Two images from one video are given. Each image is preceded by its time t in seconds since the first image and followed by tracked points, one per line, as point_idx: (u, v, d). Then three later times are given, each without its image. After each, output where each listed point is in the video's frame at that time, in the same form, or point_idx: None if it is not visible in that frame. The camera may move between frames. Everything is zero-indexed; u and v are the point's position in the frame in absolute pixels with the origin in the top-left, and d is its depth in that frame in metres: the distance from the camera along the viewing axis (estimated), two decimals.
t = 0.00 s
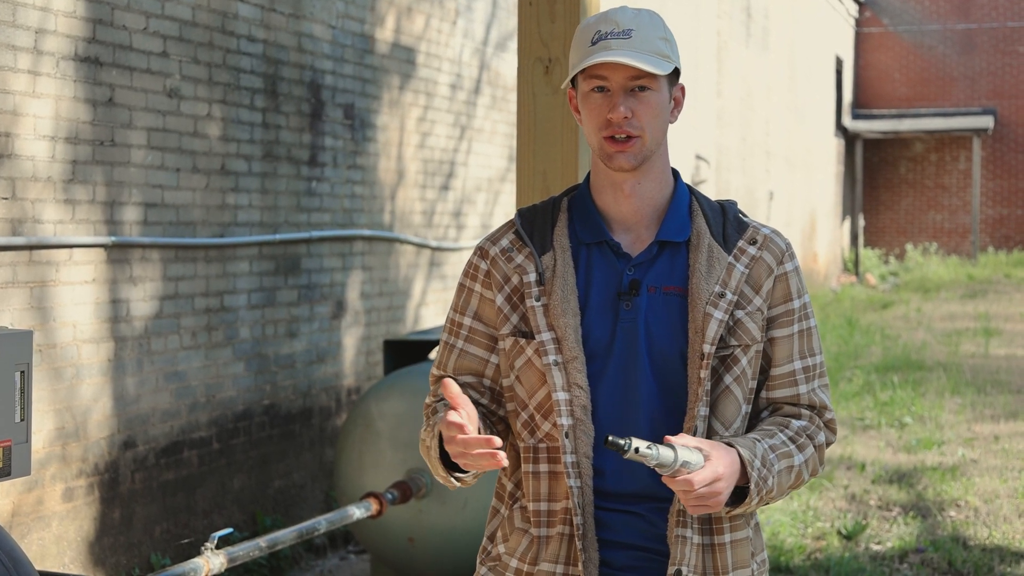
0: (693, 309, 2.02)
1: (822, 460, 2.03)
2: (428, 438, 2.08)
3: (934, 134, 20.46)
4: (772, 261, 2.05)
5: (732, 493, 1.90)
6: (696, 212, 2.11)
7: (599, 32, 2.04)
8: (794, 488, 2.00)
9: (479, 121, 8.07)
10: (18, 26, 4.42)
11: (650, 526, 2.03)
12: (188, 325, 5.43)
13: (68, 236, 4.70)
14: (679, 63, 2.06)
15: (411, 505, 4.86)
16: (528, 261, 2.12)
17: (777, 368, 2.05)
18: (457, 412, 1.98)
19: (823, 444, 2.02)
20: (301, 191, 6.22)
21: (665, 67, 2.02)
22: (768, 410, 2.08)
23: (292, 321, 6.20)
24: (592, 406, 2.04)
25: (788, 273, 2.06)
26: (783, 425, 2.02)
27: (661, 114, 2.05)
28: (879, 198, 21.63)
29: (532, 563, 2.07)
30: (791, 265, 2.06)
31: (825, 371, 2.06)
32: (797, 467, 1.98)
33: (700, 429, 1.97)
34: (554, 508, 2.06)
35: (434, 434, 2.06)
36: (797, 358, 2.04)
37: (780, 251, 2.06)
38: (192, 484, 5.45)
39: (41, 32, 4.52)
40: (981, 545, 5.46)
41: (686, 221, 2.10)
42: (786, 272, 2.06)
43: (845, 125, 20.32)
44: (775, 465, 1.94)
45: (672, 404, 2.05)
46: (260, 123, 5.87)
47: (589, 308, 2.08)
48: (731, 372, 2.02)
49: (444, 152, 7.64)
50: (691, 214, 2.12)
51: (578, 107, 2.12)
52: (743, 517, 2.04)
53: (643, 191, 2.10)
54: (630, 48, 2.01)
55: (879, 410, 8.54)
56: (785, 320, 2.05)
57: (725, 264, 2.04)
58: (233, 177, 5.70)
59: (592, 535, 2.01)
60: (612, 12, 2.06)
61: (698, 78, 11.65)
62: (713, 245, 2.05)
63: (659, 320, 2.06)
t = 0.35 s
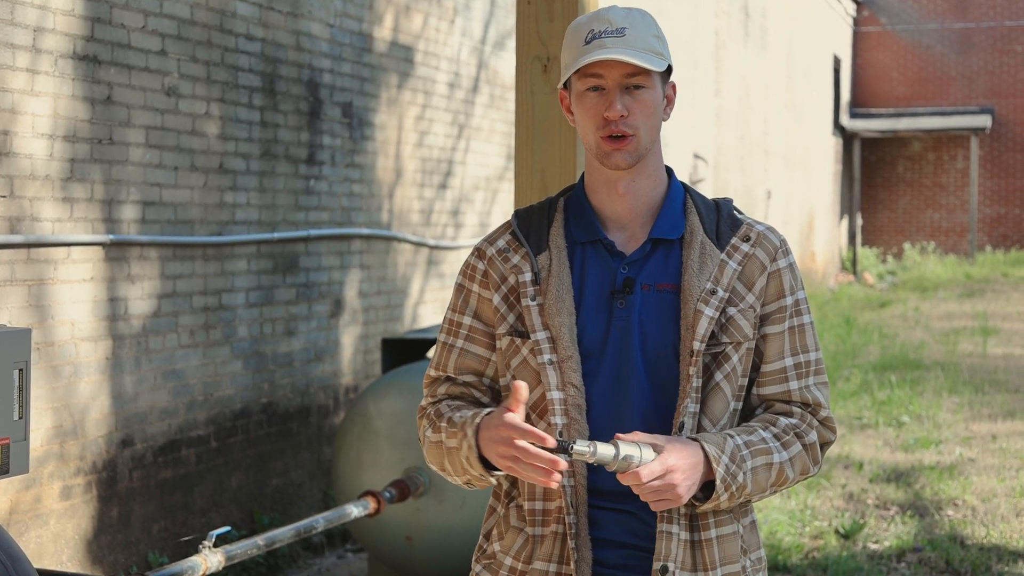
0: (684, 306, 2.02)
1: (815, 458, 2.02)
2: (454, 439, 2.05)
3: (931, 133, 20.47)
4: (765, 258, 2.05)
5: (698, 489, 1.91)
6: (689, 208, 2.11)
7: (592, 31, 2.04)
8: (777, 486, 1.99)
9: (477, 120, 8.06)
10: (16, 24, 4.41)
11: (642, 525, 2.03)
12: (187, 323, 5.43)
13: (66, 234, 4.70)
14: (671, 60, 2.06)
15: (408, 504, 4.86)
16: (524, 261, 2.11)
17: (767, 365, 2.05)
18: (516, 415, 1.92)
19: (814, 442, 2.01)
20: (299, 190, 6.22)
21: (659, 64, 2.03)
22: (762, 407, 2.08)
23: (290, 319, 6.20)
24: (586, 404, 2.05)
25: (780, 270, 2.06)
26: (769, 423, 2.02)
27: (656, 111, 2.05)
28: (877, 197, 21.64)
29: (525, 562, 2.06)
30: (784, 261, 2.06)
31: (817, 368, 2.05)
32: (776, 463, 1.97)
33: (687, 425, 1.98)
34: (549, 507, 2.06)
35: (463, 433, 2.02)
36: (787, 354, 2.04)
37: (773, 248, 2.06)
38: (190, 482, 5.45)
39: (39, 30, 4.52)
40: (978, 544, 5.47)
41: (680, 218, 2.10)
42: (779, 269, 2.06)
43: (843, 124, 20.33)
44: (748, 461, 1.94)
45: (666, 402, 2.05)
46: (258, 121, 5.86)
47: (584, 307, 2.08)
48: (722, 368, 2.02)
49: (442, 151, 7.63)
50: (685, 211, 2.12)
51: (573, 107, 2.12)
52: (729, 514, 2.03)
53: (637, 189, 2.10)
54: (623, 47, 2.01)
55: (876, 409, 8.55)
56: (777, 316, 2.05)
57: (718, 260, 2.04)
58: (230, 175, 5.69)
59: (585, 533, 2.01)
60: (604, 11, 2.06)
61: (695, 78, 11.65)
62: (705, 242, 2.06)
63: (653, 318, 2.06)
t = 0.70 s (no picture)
0: (691, 303, 2.02)
1: (820, 456, 2.03)
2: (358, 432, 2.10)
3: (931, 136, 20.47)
4: (770, 255, 2.06)
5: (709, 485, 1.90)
6: (693, 206, 2.12)
7: (605, 20, 2.06)
8: (784, 483, 1.99)
9: (478, 120, 8.07)
10: (18, 23, 4.41)
11: (644, 528, 2.02)
12: (187, 322, 5.43)
13: (66, 233, 4.70)
14: (682, 54, 2.08)
15: (408, 503, 4.86)
16: (524, 257, 2.12)
17: (773, 362, 2.06)
18: (311, 412, 1.95)
19: (820, 439, 2.02)
20: (299, 189, 6.22)
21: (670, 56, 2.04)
22: (766, 404, 2.08)
23: (290, 319, 6.20)
24: (584, 400, 2.05)
25: (784, 267, 2.07)
26: (776, 420, 2.02)
27: (664, 103, 2.06)
28: (876, 199, 21.64)
29: (518, 559, 2.07)
30: (788, 258, 2.07)
31: (822, 365, 2.05)
32: (784, 460, 1.97)
33: (695, 422, 1.98)
34: (542, 504, 2.07)
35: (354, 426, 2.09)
36: (793, 351, 2.04)
37: (778, 245, 2.07)
38: (189, 481, 5.45)
39: (41, 29, 4.52)
40: (977, 547, 5.47)
41: (683, 215, 2.10)
42: (783, 266, 2.07)
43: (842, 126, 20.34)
44: (757, 457, 1.93)
45: (671, 400, 2.05)
46: (259, 121, 5.86)
47: (585, 304, 2.08)
48: (728, 365, 2.03)
49: (442, 152, 7.64)
50: (689, 209, 2.12)
51: (580, 99, 2.13)
52: (735, 511, 2.03)
53: (641, 183, 2.10)
54: (637, 35, 2.03)
55: (875, 412, 8.55)
56: (782, 313, 2.06)
57: (723, 257, 2.05)
58: (231, 174, 5.69)
59: (579, 531, 2.01)
60: (616, 5, 2.09)
61: (695, 79, 11.65)
62: (710, 239, 2.06)
63: (657, 314, 2.06)
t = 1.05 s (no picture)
0: (687, 305, 2.02)
1: (814, 461, 2.02)
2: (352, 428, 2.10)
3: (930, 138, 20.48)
4: (766, 260, 2.06)
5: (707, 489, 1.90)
6: (690, 210, 2.12)
7: (601, 24, 2.06)
8: (778, 487, 1.99)
9: (477, 122, 8.07)
10: (17, 24, 4.41)
11: (638, 531, 2.02)
12: (185, 324, 5.43)
13: (65, 234, 4.70)
14: (679, 59, 2.08)
15: (406, 505, 4.85)
16: (521, 257, 2.12)
17: (768, 367, 2.05)
18: (304, 403, 1.95)
19: (814, 444, 2.02)
20: (298, 191, 6.22)
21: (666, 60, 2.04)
22: (761, 409, 2.08)
23: (288, 321, 6.20)
24: (577, 402, 2.05)
25: (781, 272, 2.07)
26: (771, 424, 2.02)
27: (660, 108, 2.07)
28: (875, 202, 21.65)
29: (506, 559, 2.08)
30: (785, 264, 2.07)
31: (817, 371, 2.05)
32: (780, 464, 1.97)
33: (691, 425, 1.98)
34: (533, 505, 2.07)
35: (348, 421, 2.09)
36: (788, 357, 2.04)
37: (774, 250, 2.07)
38: (187, 483, 5.45)
39: (41, 30, 4.52)
40: (976, 550, 5.47)
41: (680, 217, 2.10)
42: (779, 271, 2.07)
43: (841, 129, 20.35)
44: (754, 461, 1.93)
45: (667, 403, 2.05)
46: (258, 123, 5.86)
47: (580, 305, 2.08)
48: (723, 369, 2.02)
49: (441, 153, 7.64)
50: (686, 212, 2.13)
51: (577, 103, 2.14)
52: (729, 516, 2.03)
53: (638, 186, 2.11)
54: (633, 40, 2.02)
55: (874, 414, 8.56)
56: (778, 318, 2.06)
57: (720, 261, 2.05)
58: (230, 176, 5.69)
59: (567, 532, 2.02)
60: (614, 8, 2.08)
61: (694, 81, 11.65)
62: (707, 243, 2.06)
63: (653, 316, 2.06)
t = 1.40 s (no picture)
0: (684, 307, 2.03)
1: (808, 463, 2.03)
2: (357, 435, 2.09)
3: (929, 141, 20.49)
4: (763, 262, 2.07)
5: (705, 489, 1.90)
6: (687, 212, 2.12)
7: (597, 30, 2.06)
8: (775, 489, 1.99)
9: (476, 124, 8.07)
10: (16, 26, 4.42)
11: (634, 533, 2.03)
12: (184, 326, 5.42)
13: (64, 236, 4.70)
14: (675, 64, 2.08)
15: (405, 507, 4.85)
16: (518, 259, 2.12)
17: (764, 368, 2.05)
18: (309, 409, 1.95)
19: (809, 446, 2.02)
20: (297, 193, 6.22)
21: (661, 66, 2.04)
22: (756, 411, 2.08)
23: (287, 323, 6.20)
24: (573, 404, 2.05)
25: (777, 275, 2.07)
26: (767, 425, 2.02)
27: (657, 112, 2.07)
28: (874, 204, 21.66)
29: (497, 560, 2.08)
30: (781, 266, 2.07)
31: (812, 373, 2.05)
32: (776, 466, 1.98)
33: (688, 426, 1.98)
34: (525, 506, 2.07)
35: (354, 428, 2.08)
36: (784, 359, 2.05)
37: (771, 252, 2.08)
38: (186, 485, 5.45)
39: (40, 32, 4.53)
40: (975, 552, 5.47)
41: (677, 220, 2.11)
42: (776, 273, 2.07)
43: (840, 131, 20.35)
44: (751, 461, 1.94)
45: (663, 404, 2.05)
46: (257, 125, 5.87)
47: (577, 307, 2.08)
48: (720, 370, 2.03)
49: (440, 156, 7.64)
50: (683, 215, 2.13)
51: (574, 107, 2.14)
52: (725, 517, 2.03)
53: (635, 190, 2.11)
54: (628, 47, 2.02)
55: (873, 417, 8.56)
56: (774, 320, 2.06)
57: (717, 262, 2.05)
58: (229, 178, 5.70)
59: (559, 534, 2.02)
60: (609, 13, 2.08)
61: (693, 84, 11.66)
62: (705, 244, 2.07)
63: (650, 317, 2.06)
